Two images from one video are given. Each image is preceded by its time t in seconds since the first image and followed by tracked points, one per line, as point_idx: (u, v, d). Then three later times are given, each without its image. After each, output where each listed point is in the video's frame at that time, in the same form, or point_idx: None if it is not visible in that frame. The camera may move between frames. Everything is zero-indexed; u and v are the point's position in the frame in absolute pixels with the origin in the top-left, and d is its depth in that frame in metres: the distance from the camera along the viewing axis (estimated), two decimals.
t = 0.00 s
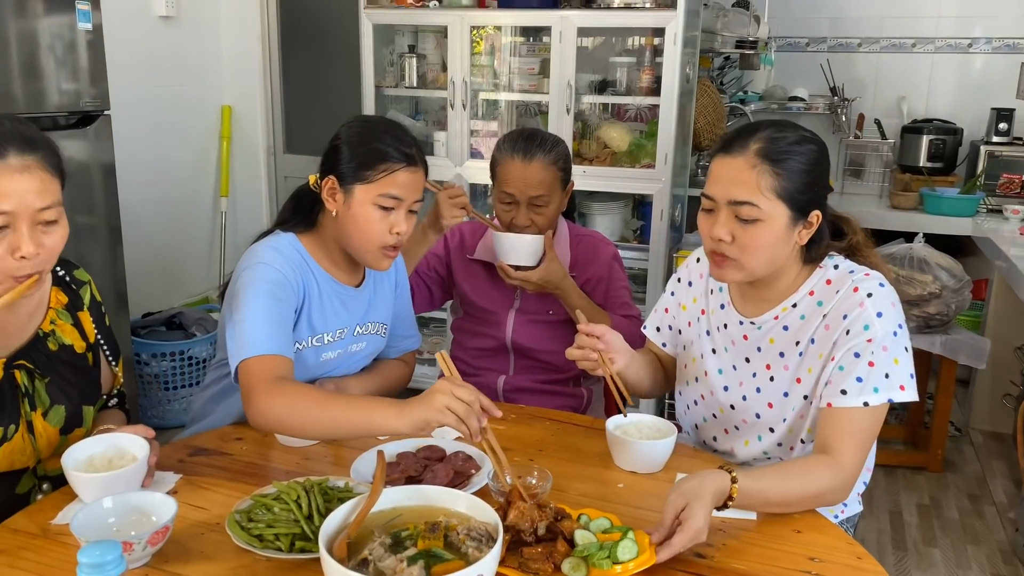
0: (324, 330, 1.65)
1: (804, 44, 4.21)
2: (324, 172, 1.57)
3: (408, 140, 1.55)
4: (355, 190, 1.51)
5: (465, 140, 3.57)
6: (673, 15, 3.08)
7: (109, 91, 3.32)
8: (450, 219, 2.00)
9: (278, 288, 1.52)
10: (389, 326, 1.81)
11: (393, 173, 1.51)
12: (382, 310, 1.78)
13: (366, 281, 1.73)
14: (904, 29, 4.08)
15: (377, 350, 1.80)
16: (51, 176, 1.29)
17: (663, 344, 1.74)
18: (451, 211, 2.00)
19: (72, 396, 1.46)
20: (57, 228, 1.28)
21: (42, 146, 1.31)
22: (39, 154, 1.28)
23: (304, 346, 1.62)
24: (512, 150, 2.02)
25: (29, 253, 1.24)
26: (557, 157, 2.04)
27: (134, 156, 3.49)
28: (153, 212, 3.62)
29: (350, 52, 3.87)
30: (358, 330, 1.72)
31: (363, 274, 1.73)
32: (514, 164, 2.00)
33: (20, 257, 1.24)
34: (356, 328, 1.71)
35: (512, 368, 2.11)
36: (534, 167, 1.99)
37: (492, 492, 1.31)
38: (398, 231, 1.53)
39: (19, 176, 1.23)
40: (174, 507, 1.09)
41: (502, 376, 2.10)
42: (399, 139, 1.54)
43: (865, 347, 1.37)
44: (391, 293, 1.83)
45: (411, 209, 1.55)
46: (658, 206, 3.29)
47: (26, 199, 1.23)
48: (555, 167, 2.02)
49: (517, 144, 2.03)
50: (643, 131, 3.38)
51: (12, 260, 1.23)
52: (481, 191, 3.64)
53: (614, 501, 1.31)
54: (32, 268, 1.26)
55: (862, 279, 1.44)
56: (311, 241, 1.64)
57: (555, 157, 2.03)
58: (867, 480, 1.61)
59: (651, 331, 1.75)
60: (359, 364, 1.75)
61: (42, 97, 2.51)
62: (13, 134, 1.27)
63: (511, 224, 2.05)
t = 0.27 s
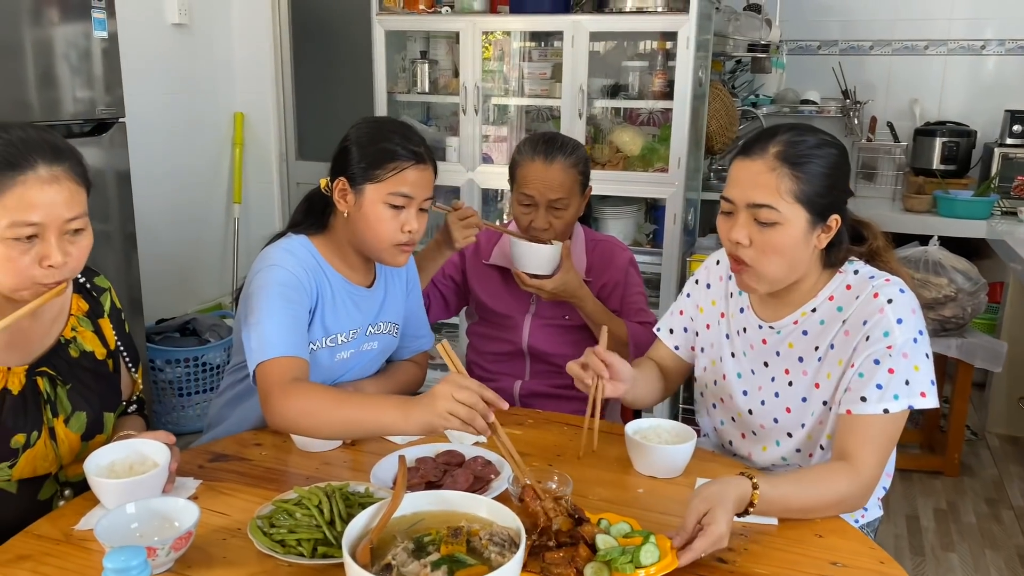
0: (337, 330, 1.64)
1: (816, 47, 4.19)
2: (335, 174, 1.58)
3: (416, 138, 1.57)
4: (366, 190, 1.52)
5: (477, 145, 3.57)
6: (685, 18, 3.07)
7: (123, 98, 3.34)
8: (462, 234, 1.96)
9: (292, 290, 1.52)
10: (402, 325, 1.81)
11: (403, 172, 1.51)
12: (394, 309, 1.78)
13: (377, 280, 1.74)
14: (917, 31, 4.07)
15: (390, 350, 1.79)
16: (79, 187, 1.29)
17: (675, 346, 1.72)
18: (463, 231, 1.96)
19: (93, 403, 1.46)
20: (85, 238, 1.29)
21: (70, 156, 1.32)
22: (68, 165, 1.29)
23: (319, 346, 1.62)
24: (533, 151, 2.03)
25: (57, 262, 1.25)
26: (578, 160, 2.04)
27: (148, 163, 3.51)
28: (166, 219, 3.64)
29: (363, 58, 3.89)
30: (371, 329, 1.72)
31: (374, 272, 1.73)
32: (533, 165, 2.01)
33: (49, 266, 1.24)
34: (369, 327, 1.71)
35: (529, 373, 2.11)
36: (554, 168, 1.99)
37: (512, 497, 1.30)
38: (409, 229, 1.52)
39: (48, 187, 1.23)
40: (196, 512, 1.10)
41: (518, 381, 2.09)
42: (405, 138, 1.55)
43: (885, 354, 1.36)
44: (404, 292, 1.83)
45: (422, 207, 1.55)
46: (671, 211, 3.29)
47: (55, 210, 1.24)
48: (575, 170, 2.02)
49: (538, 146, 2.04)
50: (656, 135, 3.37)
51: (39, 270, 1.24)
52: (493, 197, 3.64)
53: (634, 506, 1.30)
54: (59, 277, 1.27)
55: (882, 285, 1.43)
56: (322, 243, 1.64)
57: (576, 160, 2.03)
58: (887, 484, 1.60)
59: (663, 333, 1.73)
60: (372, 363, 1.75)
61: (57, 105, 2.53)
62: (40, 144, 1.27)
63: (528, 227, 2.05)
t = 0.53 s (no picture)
0: (341, 331, 1.64)
1: (824, 49, 4.17)
2: (332, 174, 1.58)
3: (411, 135, 1.57)
4: (362, 188, 1.53)
5: (484, 149, 3.56)
6: (694, 21, 3.06)
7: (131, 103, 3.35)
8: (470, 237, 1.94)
9: (295, 291, 1.51)
10: (406, 326, 1.80)
11: (399, 168, 1.52)
12: (398, 309, 1.77)
13: (379, 280, 1.74)
14: (926, 32, 4.04)
15: (395, 351, 1.79)
16: (92, 195, 1.29)
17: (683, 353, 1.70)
18: (471, 226, 1.95)
19: (102, 408, 1.46)
20: (98, 246, 1.28)
21: (83, 164, 1.31)
22: (81, 173, 1.29)
23: (323, 347, 1.61)
24: (545, 152, 2.02)
25: (72, 271, 1.24)
26: (589, 162, 2.03)
27: (157, 168, 3.52)
28: (174, 223, 3.64)
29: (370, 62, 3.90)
30: (376, 330, 1.71)
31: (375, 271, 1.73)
32: (545, 165, 2.00)
33: (62, 275, 1.24)
34: (373, 328, 1.71)
35: (538, 377, 2.10)
36: (566, 170, 1.98)
37: (522, 502, 1.29)
38: (407, 225, 1.53)
39: (61, 196, 1.23)
40: (206, 518, 1.09)
41: (528, 386, 2.08)
42: (400, 135, 1.54)
43: (909, 363, 1.34)
44: (407, 292, 1.82)
45: (419, 203, 1.55)
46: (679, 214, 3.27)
47: (69, 219, 1.23)
48: (587, 172, 2.01)
49: (549, 147, 2.03)
50: (664, 138, 3.36)
51: (53, 278, 1.23)
52: (500, 200, 3.64)
53: (646, 511, 1.29)
54: (72, 285, 1.26)
55: (906, 292, 1.41)
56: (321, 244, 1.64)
57: (588, 162, 2.02)
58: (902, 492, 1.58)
59: (673, 340, 1.71)
60: (377, 365, 1.74)
61: (66, 109, 2.53)
62: (53, 152, 1.27)
63: (539, 229, 2.05)
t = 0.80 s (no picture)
0: (341, 331, 1.64)
1: (827, 50, 4.17)
2: (320, 175, 1.59)
3: (394, 127, 1.58)
4: (348, 184, 1.54)
5: (486, 150, 3.56)
6: (697, 22, 3.05)
7: (134, 105, 3.35)
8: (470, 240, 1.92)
9: (295, 290, 1.51)
10: (406, 324, 1.80)
11: (383, 158, 1.53)
12: (397, 308, 1.77)
13: (378, 280, 1.73)
14: (929, 33, 4.03)
15: (396, 350, 1.78)
16: (97, 199, 1.28)
17: (688, 354, 1.68)
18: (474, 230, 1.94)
19: (104, 410, 1.45)
20: (102, 250, 1.28)
21: (89, 168, 1.30)
22: (88, 177, 1.28)
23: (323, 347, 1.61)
24: (546, 152, 2.02)
25: (76, 275, 1.24)
26: (590, 160, 2.02)
27: (159, 169, 3.51)
28: (176, 224, 3.63)
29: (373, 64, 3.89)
30: (376, 330, 1.71)
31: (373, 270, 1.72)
32: (546, 165, 1.99)
33: (66, 280, 1.23)
34: (373, 328, 1.70)
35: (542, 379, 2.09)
36: (567, 168, 1.98)
37: (527, 503, 1.28)
38: (396, 217, 1.54)
39: (67, 200, 1.22)
40: (208, 520, 1.08)
41: (532, 388, 2.07)
42: (384, 128, 1.56)
43: (920, 365, 1.33)
44: (406, 291, 1.82)
45: (408, 194, 1.56)
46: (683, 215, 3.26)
47: (75, 223, 1.22)
48: (588, 170, 2.01)
49: (550, 147, 2.03)
50: (667, 139, 3.35)
51: (58, 283, 1.23)
52: (502, 201, 3.63)
53: (651, 513, 1.28)
54: (76, 288, 1.26)
55: (918, 294, 1.40)
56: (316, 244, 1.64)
57: (589, 161, 2.02)
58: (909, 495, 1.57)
59: (678, 340, 1.69)
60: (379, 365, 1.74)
61: (68, 110, 2.53)
62: (59, 155, 1.26)
63: (541, 229, 2.04)
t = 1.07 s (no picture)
0: (331, 332, 1.63)
1: (822, 51, 4.17)
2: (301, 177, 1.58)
3: (369, 123, 1.56)
4: (327, 184, 1.53)
5: (481, 151, 3.55)
6: (691, 23, 3.05)
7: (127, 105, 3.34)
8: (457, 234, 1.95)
9: (283, 294, 1.50)
10: (398, 323, 1.80)
11: (361, 155, 1.52)
12: (388, 307, 1.77)
13: (367, 280, 1.74)
14: (923, 35, 4.04)
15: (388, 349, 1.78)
16: (88, 204, 1.28)
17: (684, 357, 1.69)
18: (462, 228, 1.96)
19: (93, 413, 1.45)
20: (93, 256, 1.27)
21: (80, 172, 1.30)
22: (78, 182, 1.27)
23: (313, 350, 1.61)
24: (537, 153, 2.02)
25: (66, 281, 1.23)
26: (581, 161, 2.02)
27: (153, 170, 3.50)
28: (169, 224, 3.62)
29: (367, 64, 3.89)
30: (366, 330, 1.71)
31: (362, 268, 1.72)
32: (537, 166, 1.99)
33: (56, 286, 1.23)
34: (364, 328, 1.70)
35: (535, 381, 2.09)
36: (558, 169, 1.98)
37: (518, 507, 1.28)
38: (378, 214, 1.53)
39: (58, 206, 1.22)
40: (198, 524, 1.08)
41: (525, 389, 2.07)
42: (358, 125, 1.55)
43: (914, 369, 1.33)
44: (396, 289, 1.82)
45: (388, 190, 1.55)
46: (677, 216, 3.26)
47: (66, 230, 1.22)
48: (580, 170, 2.01)
49: (541, 149, 2.03)
50: (662, 141, 3.35)
51: (48, 288, 1.22)
52: (497, 202, 3.63)
53: (642, 517, 1.28)
54: (66, 293, 1.25)
55: (912, 298, 1.40)
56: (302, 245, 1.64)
57: (580, 161, 2.02)
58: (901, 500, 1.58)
59: (674, 345, 1.70)
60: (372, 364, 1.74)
61: (61, 110, 2.52)
62: (49, 160, 1.26)
63: (533, 230, 2.03)
